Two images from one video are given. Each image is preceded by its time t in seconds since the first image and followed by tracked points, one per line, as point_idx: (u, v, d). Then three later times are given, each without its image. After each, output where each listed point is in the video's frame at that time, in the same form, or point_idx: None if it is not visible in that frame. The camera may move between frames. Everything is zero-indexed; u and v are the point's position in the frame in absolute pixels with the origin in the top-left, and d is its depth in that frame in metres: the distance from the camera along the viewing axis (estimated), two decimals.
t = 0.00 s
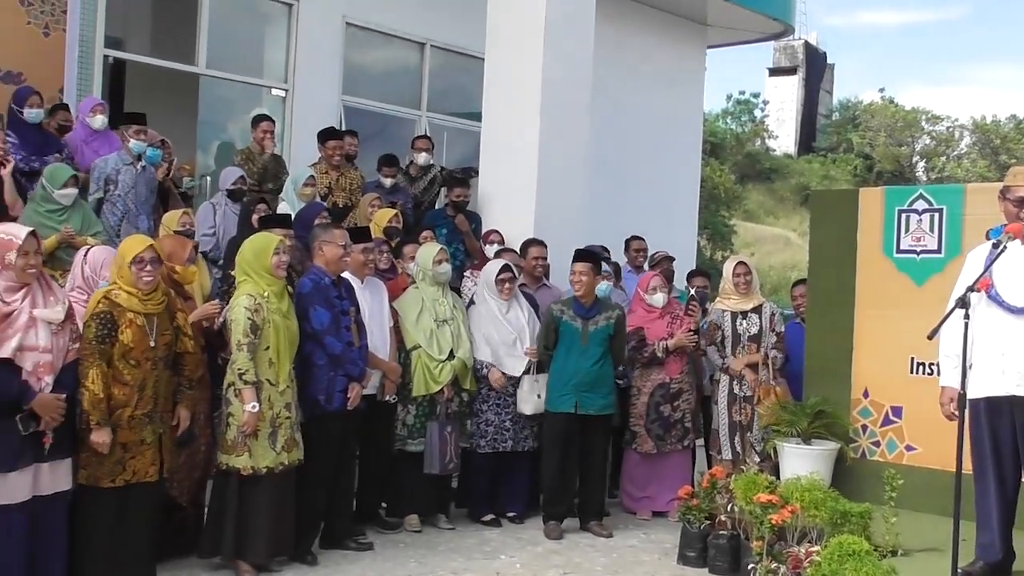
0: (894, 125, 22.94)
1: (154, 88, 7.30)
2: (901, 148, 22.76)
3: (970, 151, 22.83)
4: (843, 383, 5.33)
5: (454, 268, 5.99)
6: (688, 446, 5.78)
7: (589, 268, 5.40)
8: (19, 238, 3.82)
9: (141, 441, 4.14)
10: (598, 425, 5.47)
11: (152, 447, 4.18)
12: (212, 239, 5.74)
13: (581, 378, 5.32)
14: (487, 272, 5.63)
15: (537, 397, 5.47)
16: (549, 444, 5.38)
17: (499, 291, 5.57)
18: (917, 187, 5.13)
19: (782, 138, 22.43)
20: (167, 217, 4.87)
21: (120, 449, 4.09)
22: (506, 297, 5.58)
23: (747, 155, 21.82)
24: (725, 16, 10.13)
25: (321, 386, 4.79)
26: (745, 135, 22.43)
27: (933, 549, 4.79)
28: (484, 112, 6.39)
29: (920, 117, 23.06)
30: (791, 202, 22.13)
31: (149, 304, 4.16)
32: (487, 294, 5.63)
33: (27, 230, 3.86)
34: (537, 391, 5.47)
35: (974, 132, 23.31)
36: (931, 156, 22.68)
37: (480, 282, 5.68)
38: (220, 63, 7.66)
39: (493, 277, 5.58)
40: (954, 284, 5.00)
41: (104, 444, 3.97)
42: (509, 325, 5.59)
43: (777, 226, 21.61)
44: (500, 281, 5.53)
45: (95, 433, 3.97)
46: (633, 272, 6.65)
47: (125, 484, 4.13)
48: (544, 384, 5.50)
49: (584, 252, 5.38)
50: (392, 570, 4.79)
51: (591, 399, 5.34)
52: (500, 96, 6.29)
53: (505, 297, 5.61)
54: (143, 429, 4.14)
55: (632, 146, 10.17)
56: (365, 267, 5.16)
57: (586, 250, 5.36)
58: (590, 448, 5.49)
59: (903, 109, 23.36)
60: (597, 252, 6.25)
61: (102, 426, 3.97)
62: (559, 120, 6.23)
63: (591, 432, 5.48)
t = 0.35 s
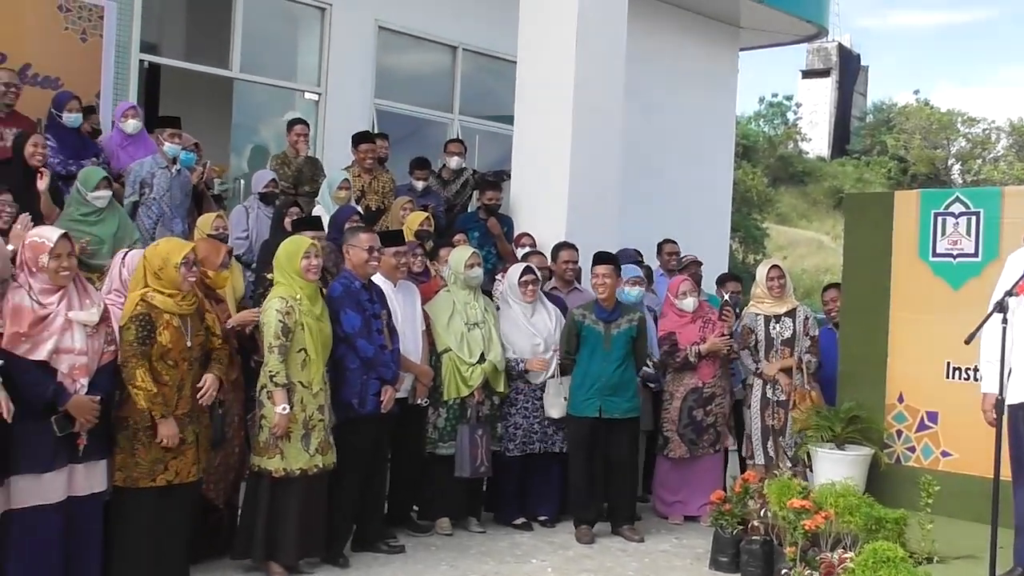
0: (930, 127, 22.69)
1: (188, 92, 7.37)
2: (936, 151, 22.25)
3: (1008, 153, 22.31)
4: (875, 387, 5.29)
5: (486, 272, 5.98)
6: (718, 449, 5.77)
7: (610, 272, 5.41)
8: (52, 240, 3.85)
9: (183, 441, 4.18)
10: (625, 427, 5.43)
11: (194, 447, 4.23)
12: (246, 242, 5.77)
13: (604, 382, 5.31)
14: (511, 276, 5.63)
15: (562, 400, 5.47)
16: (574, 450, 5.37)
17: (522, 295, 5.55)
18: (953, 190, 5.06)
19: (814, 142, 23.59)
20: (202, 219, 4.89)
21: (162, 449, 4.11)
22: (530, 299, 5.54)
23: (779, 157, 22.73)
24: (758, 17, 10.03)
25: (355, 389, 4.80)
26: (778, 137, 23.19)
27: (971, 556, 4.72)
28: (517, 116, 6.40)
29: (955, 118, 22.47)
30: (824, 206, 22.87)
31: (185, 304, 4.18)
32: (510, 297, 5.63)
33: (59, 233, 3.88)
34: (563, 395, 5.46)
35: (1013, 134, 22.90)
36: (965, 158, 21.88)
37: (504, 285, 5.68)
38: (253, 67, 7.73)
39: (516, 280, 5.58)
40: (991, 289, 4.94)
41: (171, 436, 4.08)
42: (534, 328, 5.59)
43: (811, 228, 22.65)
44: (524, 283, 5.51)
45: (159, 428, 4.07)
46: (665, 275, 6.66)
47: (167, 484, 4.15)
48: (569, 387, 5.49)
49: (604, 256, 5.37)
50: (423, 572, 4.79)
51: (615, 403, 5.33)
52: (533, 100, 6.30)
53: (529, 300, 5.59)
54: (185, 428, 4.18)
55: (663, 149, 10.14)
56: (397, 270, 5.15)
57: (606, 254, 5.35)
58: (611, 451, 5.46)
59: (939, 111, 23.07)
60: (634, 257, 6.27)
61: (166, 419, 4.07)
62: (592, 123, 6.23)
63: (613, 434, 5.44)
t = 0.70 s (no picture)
0: (950, 127, 22.59)
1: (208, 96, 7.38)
2: (957, 151, 22.30)
3: None
4: (898, 389, 5.22)
5: (506, 275, 6.00)
6: (741, 451, 5.76)
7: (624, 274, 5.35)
8: (73, 244, 3.86)
9: (205, 441, 4.23)
10: (642, 431, 5.39)
11: (215, 446, 4.28)
12: (265, 246, 5.78)
13: (622, 385, 5.30)
14: (525, 278, 5.59)
15: (577, 403, 5.42)
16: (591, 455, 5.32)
17: (534, 297, 5.54)
18: (975, 190, 4.95)
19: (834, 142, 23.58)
20: (222, 223, 4.90)
21: (187, 450, 4.16)
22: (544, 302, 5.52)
23: (797, 159, 22.70)
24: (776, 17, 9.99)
25: (374, 392, 4.80)
26: (797, 137, 23.36)
27: (997, 560, 4.58)
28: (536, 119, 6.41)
29: (976, 118, 22.34)
30: (844, 207, 22.80)
31: (208, 309, 4.21)
32: (524, 300, 5.59)
33: (81, 236, 3.90)
34: (578, 397, 5.42)
35: None
36: (987, 159, 21.89)
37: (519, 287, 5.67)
38: (273, 72, 7.75)
39: (530, 284, 5.54)
40: (1014, 291, 4.80)
41: (179, 440, 4.07)
42: (548, 330, 5.58)
43: (830, 229, 22.54)
44: (538, 287, 5.49)
45: (166, 431, 4.05)
46: (685, 276, 6.66)
47: (195, 484, 4.20)
48: (584, 390, 5.45)
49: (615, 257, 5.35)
50: None
51: (634, 405, 5.32)
52: (552, 102, 6.30)
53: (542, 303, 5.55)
54: (206, 429, 4.23)
55: (680, 150, 10.13)
56: (416, 273, 5.16)
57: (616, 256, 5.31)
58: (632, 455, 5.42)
59: (959, 110, 22.95)
60: (653, 258, 6.27)
61: (175, 422, 4.05)
62: (610, 125, 6.22)
63: (635, 438, 5.41)
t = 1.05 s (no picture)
0: (978, 126, 22.38)
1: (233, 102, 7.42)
2: (986, 150, 22.08)
3: None
4: (927, 392, 5.07)
5: (530, 278, 6.02)
6: (768, 454, 5.73)
7: (657, 276, 5.34)
8: (103, 251, 3.88)
9: (240, 448, 4.25)
10: (677, 432, 5.43)
11: (249, 453, 4.30)
12: (293, 250, 5.84)
13: (656, 388, 5.28)
14: (550, 281, 5.59)
15: (602, 406, 5.41)
16: (625, 456, 5.32)
17: (560, 301, 5.52)
18: (1006, 189, 4.77)
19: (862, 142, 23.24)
20: (248, 229, 4.92)
21: (222, 456, 4.18)
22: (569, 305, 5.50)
23: (824, 159, 22.72)
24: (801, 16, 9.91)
25: (400, 397, 4.80)
26: (823, 138, 23.22)
27: None
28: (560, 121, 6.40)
29: (1005, 116, 22.11)
30: (870, 208, 22.67)
31: (237, 314, 4.23)
32: (549, 302, 5.58)
33: (110, 243, 3.91)
34: (604, 400, 5.42)
35: None
36: (1016, 157, 21.64)
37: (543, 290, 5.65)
38: (298, 77, 7.79)
39: (554, 287, 5.53)
40: None
41: (229, 442, 4.11)
42: (574, 333, 5.55)
43: (856, 230, 22.56)
44: (563, 290, 5.47)
45: (215, 433, 4.11)
46: (711, 278, 6.67)
47: (230, 491, 4.22)
48: (608, 393, 5.44)
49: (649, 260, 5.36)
50: None
51: (667, 408, 5.31)
52: (577, 105, 6.29)
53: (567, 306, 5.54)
54: (241, 435, 4.25)
55: (704, 152, 10.10)
56: (443, 277, 5.17)
57: (651, 258, 5.34)
58: (666, 458, 5.43)
59: (987, 108, 22.72)
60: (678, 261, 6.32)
61: (221, 424, 4.11)
62: (634, 127, 6.20)
63: (669, 441, 5.43)
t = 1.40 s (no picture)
0: (1007, 125, 22.16)
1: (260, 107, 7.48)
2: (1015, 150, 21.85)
3: None
4: (958, 394, 5.01)
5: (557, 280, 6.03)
6: (798, 457, 5.71)
7: (692, 278, 5.35)
8: (136, 254, 3.92)
9: (269, 450, 4.26)
10: (707, 436, 5.40)
11: (278, 456, 4.30)
12: (323, 254, 5.84)
13: (690, 391, 5.28)
14: (580, 283, 5.58)
15: (631, 408, 5.37)
16: (656, 458, 5.32)
17: (590, 303, 5.50)
18: None
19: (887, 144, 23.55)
20: (277, 231, 4.93)
21: (252, 458, 4.18)
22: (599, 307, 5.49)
23: (851, 159, 22.53)
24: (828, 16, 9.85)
25: (429, 400, 4.82)
26: (850, 139, 23.14)
27: None
28: (587, 124, 6.40)
29: None
30: (898, 209, 22.55)
31: (266, 317, 4.25)
32: (578, 304, 5.58)
33: (144, 247, 3.95)
34: (634, 402, 5.38)
35: None
36: None
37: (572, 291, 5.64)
38: (323, 81, 7.82)
39: (584, 288, 5.53)
40: None
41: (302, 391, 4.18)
42: (603, 335, 5.54)
43: (885, 230, 22.40)
44: (592, 291, 5.47)
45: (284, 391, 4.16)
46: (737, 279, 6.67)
47: (258, 493, 4.21)
48: (637, 395, 5.41)
49: (683, 262, 5.37)
50: None
51: (700, 410, 5.31)
52: (604, 107, 6.29)
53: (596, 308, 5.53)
54: (271, 438, 4.26)
55: (730, 153, 10.07)
56: (469, 280, 5.17)
57: (686, 259, 5.35)
58: (697, 460, 5.42)
59: (1016, 108, 22.49)
60: (703, 261, 6.32)
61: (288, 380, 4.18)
62: (661, 129, 6.19)
63: (699, 444, 5.41)
